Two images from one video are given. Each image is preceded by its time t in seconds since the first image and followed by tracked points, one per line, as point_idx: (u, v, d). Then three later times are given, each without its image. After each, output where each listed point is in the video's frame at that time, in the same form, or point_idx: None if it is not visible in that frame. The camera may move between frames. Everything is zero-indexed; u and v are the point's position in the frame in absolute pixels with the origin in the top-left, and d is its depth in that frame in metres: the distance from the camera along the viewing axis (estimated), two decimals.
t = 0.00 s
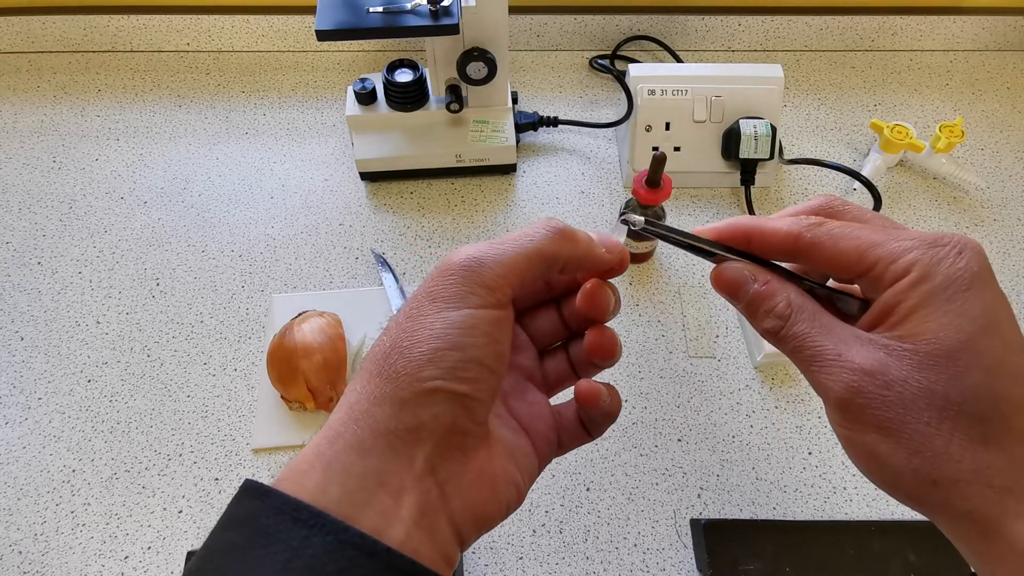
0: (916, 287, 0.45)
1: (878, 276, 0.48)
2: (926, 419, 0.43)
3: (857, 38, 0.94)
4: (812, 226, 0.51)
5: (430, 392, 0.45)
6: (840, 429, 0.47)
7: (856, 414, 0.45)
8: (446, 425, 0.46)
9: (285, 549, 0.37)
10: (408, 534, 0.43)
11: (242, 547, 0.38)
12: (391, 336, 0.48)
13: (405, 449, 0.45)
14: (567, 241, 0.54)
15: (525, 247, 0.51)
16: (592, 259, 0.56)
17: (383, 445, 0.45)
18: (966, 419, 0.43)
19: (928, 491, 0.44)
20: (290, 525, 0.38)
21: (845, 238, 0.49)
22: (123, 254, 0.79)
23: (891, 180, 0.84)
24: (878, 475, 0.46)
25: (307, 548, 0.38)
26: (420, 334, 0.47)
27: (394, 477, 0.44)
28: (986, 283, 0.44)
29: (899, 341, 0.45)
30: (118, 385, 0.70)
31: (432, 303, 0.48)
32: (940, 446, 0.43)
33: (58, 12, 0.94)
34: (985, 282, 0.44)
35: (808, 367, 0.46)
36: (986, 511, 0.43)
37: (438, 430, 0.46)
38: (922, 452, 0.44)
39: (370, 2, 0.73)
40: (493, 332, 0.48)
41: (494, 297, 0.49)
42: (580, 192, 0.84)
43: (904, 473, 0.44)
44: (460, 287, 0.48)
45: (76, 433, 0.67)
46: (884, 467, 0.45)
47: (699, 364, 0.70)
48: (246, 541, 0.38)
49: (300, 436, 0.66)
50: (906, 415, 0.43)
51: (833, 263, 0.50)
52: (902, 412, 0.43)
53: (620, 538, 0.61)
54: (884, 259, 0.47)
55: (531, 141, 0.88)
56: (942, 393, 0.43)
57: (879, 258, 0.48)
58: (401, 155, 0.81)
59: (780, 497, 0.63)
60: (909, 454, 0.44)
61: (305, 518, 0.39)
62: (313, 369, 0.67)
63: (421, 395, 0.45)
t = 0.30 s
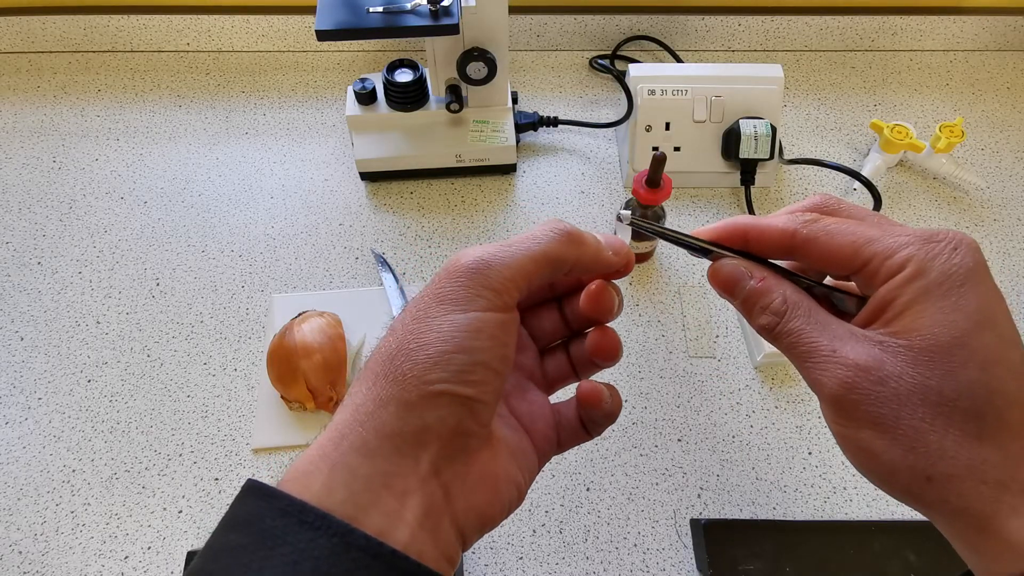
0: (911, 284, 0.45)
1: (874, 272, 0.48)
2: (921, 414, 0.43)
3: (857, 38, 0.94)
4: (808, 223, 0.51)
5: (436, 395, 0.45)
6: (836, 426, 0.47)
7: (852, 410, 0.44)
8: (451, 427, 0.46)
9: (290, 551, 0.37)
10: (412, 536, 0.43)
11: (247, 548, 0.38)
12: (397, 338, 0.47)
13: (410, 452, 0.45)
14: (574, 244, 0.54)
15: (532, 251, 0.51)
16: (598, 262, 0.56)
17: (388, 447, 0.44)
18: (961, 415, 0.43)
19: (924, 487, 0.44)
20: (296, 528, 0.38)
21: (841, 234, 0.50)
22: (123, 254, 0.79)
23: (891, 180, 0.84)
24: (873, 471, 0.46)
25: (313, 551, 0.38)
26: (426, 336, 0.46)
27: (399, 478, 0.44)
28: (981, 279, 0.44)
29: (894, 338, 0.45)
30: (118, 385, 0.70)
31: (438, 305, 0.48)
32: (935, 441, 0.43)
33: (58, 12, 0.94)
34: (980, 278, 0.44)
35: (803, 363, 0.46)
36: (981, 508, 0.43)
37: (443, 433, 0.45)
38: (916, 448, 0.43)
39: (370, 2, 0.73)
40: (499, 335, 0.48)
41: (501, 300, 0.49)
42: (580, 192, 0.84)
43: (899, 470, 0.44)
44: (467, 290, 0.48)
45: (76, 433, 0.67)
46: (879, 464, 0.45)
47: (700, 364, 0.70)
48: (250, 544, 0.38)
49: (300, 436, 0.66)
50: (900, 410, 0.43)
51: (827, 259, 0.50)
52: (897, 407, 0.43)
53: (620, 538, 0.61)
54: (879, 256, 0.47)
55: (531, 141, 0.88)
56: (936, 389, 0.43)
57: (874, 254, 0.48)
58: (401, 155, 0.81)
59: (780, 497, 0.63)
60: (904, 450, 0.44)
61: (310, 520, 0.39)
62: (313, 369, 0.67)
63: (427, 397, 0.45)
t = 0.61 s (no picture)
0: (909, 283, 0.45)
1: (872, 270, 0.48)
2: (918, 416, 0.43)
3: (857, 38, 0.94)
4: (808, 221, 0.52)
5: (454, 405, 0.44)
6: (830, 428, 0.46)
7: (849, 413, 0.44)
8: (466, 435, 0.45)
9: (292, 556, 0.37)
10: (425, 544, 0.43)
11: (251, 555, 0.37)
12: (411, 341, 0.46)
13: (424, 460, 0.44)
14: (586, 249, 0.53)
15: (546, 256, 0.50)
16: (606, 269, 0.55)
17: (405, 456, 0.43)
18: (958, 415, 0.43)
19: (921, 489, 0.44)
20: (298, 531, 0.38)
21: (840, 232, 0.50)
22: (123, 254, 0.79)
23: (891, 180, 0.84)
24: (870, 474, 0.46)
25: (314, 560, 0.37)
26: (445, 344, 0.45)
27: (415, 486, 0.43)
28: (980, 280, 0.44)
29: (892, 339, 0.45)
30: (118, 385, 0.70)
31: (457, 311, 0.46)
32: (932, 443, 0.43)
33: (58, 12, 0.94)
34: (979, 279, 0.44)
35: (799, 363, 0.46)
36: (977, 510, 0.43)
37: (458, 441, 0.45)
38: (913, 450, 0.43)
39: (370, 2, 0.73)
40: (515, 344, 0.47)
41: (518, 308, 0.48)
42: (580, 192, 0.84)
43: (896, 472, 0.44)
44: (486, 298, 0.47)
45: (76, 433, 0.67)
46: (875, 466, 0.45)
47: (700, 364, 0.70)
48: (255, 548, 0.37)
49: (300, 436, 0.66)
50: (898, 412, 0.43)
51: (827, 259, 0.51)
52: (896, 409, 0.43)
53: (620, 538, 0.61)
54: (876, 253, 0.48)
55: (531, 141, 0.88)
56: (933, 391, 0.43)
57: (872, 252, 0.48)
58: (401, 155, 0.81)
59: (780, 497, 0.63)
60: (901, 452, 0.44)
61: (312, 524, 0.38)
62: (313, 369, 0.67)
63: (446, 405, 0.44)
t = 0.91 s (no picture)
0: (892, 289, 0.46)
1: (858, 278, 0.49)
2: (898, 421, 0.43)
3: (857, 38, 0.94)
4: (799, 229, 0.53)
5: (477, 416, 0.44)
6: (809, 432, 0.46)
7: (829, 416, 0.44)
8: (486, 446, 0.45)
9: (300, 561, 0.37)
10: (441, 552, 0.44)
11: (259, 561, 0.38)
12: (429, 353, 0.45)
13: (445, 472, 0.44)
14: (602, 254, 0.50)
15: (560, 261, 0.48)
16: (614, 277, 0.52)
17: (425, 468, 0.43)
18: (938, 421, 0.42)
19: (900, 496, 0.43)
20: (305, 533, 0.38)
21: (829, 241, 0.51)
22: (123, 254, 0.79)
23: (891, 180, 0.84)
24: (848, 479, 0.45)
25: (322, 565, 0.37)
26: (466, 357, 0.44)
27: (435, 499, 0.44)
28: (965, 287, 0.44)
29: (875, 344, 0.44)
30: (118, 385, 0.70)
31: (476, 321, 0.45)
32: (911, 449, 0.42)
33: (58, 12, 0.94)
34: (965, 287, 0.44)
35: (778, 365, 0.46)
36: (954, 518, 0.43)
37: (477, 452, 0.45)
38: (893, 455, 0.43)
39: (370, 2, 0.73)
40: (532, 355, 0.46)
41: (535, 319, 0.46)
42: (580, 192, 0.84)
43: (875, 478, 0.44)
44: (504, 308, 0.45)
45: (76, 433, 0.67)
46: (854, 472, 0.44)
47: (700, 364, 0.70)
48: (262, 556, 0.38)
49: (300, 436, 0.66)
50: (878, 416, 0.43)
51: (817, 266, 0.52)
52: (876, 414, 0.43)
53: (620, 538, 0.61)
54: (862, 261, 0.48)
55: (531, 141, 0.88)
56: (915, 395, 0.43)
57: (858, 260, 0.49)
58: (401, 155, 0.81)
59: (780, 497, 0.63)
60: (880, 457, 0.43)
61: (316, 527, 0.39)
62: (313, 369, 0.67)
63: (466, 418, 0.43)
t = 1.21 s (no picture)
0: (898, 276, 0.46)
1: (865, 265, 0.49)
2: (890, 402, 0.42)
3: (857, 38, 0.94)
4: (812, 217, 0.53)
5: (499, 442, 0.43)
6: (801, 413, 0.46)
7: (822, 391, 0.44)
8: (505, 471, 0.44)
9: None
10: None
11: None
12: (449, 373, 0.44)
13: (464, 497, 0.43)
14: (618, 274, 0.50)
15: (577, 286, 0.47)
16: (624, 299, 0.52)
17: (445, 493, 0.42)
18: (932, 405, 0.42)
19: (887, 478, 0.43)
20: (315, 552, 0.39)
21: (839, 228, 0.51)
22: (124, 254, 0.79)
23: (891, 180, 0.84)
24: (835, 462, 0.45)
25: None
26: (489, 381, 0.43)
27: (454, 524, 0.43)
28: (972, 277, 0.44)
29: (877, 328, 0.45)
30: (118, 385, 0.70)
31: (497, 343, 0.44)
32: (902, 431, 0.42)
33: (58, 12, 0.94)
34: (972, 276, 0.44)
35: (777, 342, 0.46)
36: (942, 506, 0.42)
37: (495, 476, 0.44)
38: (882, 436, 0.42)
39: (370, 2, 0.73)
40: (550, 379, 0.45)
41: (551, 343, 0.46)
42: (580, 192, 0.84)
43: (863, 458, 0.43)
44: (524, 332, 0.45)
45: (76, 433, 0.67)
46: (842, 454, 0.44)
47: (700, 364, 0.70)
48: None
49: (300, 437, 0.66)
50: (871, 395, 0.42)
51: (827, 254, 0.52)
52: (869, 392, 0.42)
53: (620, 538, 0.61)
54: (871, 247, 0.48)
55: (531, 141, 0.88)
56: (910, 378, 0.42)
57: (867, 246, 0.49)
58: (401, 155, 0.81)
59: (780, 497, 0.63)
60: (869, 439, 0.43)
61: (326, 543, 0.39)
62: (313, 369, 0.67)
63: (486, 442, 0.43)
